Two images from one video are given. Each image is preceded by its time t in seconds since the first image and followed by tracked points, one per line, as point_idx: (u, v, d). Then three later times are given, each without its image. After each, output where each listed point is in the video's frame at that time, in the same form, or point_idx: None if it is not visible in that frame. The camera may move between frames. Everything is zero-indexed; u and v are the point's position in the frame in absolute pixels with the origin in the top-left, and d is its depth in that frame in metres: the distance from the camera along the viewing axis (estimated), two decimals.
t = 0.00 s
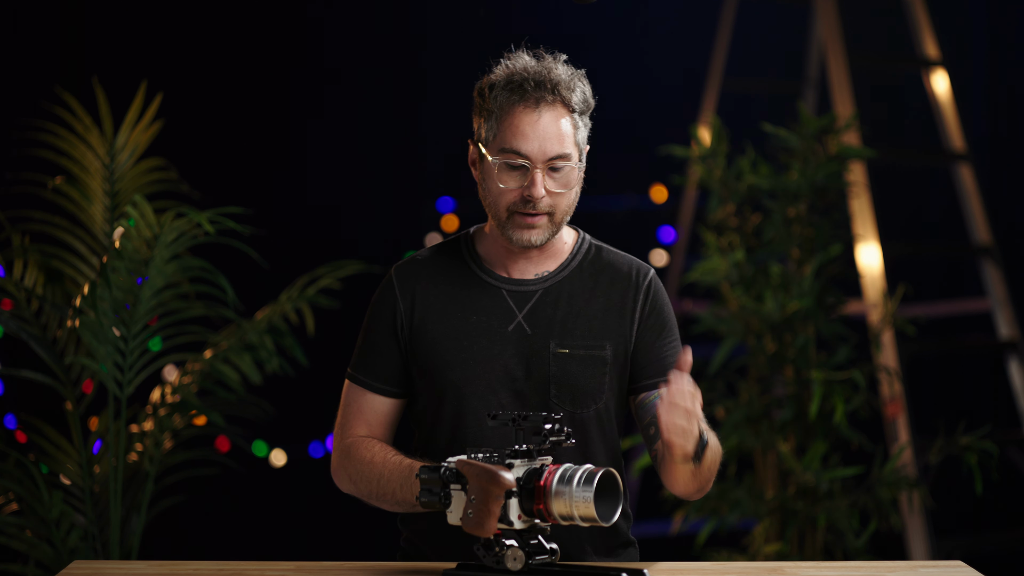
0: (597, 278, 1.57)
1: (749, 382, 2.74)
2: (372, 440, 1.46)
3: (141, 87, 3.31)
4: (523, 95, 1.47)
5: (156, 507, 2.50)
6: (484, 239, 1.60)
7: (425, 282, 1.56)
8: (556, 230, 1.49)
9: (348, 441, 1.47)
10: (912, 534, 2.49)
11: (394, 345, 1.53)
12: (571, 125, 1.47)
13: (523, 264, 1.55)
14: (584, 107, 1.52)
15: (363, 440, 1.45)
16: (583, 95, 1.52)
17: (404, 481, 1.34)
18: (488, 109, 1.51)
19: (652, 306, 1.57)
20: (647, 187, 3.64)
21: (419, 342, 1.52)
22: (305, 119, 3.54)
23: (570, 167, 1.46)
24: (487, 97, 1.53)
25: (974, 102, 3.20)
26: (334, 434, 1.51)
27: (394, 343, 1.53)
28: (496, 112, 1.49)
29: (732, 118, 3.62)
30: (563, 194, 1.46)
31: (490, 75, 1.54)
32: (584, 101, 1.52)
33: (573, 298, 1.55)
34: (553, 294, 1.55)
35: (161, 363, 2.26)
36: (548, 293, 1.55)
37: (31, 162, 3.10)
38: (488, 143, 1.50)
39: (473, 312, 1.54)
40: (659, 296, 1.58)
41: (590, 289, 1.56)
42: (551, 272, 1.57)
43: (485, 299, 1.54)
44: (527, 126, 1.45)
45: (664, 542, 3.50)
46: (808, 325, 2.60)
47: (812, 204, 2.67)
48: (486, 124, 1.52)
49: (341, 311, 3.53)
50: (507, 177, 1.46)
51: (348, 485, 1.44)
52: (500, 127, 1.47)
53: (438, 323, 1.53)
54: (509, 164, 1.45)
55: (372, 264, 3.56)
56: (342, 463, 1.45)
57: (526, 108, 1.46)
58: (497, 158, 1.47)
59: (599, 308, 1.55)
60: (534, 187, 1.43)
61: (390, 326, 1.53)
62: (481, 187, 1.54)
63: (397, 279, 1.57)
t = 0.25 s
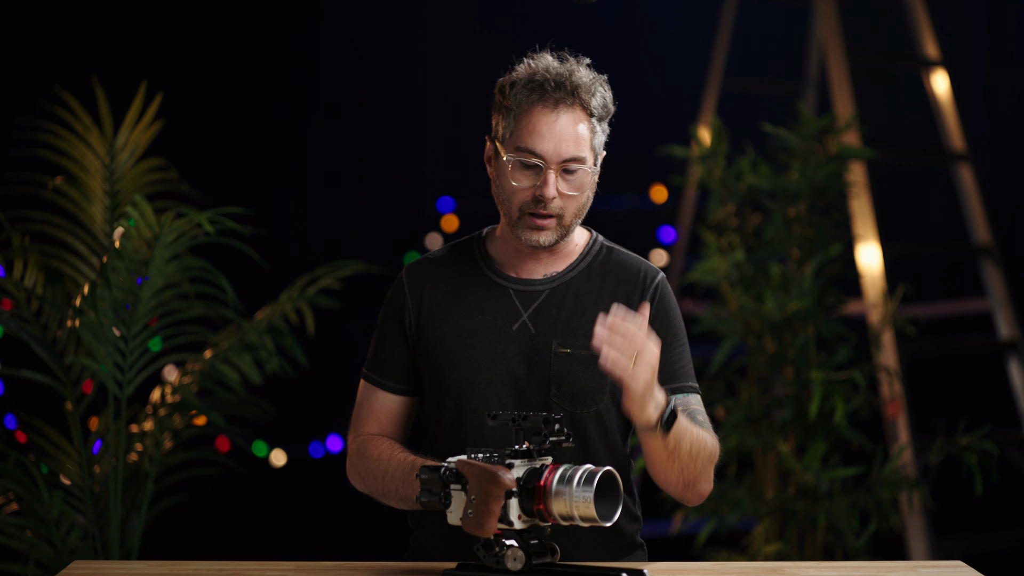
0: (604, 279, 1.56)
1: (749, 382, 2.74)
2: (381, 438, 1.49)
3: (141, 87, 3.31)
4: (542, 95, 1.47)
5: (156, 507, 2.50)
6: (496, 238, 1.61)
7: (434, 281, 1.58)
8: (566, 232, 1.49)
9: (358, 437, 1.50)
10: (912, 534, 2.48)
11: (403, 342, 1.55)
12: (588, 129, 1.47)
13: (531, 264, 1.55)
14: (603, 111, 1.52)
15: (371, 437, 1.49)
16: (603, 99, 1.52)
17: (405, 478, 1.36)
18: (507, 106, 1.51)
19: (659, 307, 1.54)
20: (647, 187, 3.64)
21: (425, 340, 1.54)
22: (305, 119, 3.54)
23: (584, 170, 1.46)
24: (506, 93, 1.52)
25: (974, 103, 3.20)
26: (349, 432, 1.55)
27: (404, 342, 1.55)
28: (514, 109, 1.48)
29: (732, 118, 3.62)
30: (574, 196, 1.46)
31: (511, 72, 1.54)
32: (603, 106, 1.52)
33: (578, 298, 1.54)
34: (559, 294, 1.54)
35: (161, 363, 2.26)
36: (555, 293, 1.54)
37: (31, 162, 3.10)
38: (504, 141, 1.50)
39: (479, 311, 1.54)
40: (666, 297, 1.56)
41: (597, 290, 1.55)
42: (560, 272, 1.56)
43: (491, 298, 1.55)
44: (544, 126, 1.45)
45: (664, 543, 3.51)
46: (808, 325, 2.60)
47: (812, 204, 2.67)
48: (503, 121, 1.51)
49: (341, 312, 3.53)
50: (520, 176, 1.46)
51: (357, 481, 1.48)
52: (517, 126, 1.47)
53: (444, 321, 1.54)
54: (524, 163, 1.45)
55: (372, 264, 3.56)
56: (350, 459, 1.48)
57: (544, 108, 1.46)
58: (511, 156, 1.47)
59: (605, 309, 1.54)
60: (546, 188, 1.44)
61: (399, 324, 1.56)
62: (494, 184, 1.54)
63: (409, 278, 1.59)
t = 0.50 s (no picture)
0: (613, 281, 1.55)
1: (749, 382, 2.74)
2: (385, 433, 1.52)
3: (141, 87, 3.31)
4: (558, 97, 1.46)
5: (156, 507, 2.50)
6: (508, 237, 1.61)
7: (444, 278, 1.59)
8: (576, 234, 1.49)
9: (364, 431, 1.53)
10: (912, 534, 2.48)
11: (410, 337, 1.57)
12: (602, 133, 1.47)
13: (541, 264, 1.55)
14: (619, 115, 1.51)
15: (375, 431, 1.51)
16: (619, 104, 1.51)
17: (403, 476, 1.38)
18: (522, 106, 1.50)
19: (667, 310, 1.53)
20: (647, 187, 3.64)
21: (432, 337, 1.55)
22: (305, 119, 3.54)
23: (596, 174, 1.46)
24: (521, 92, 1.52)
25: (974, 103, 3.20)
26: (358, 424, 1.58)
27: (411, 337, 1.57)
28: (529, 109, 1.48)
29: (732, 118, 3.62)
30: (585, 200, 1.47)
31: (528, 71, 1.53)
32: (619, 110, 1.52)
33: (585, 300, 1.54)
34: (566, 294, 1.54)
35: (161, 363, 2.26)
36: (562, 294, 1.54)
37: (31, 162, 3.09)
38: (518, 140, 1.50)
39: (485, 309, 1.54)
40: (676, 302, 1.54)
41: (605, 291, 1.54)
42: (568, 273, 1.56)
43: (499, 297, 1.55)
44: (557, 128, 1.45)
45: (665, 543, 3.51)
46: (808, 325, 2.60)
47: (812, 204, 2.67)
48: (517, 120, 1.51)
49: (341, 312, 3.53)
50: (532, 177, 1.47)
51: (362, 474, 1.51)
52: (531, 126, 1.47)
53: (452, 318, 1.55)
54: (536, 165, 1.46)
55: (372, 264, 3.56)
56: (355, 452, 1.51)
57: (559, 110, 1.46)
58: (524, 157, 1.47)
59: (612, 311, 1.53)
60: (556, 190, 1.44)
61: (408, 319, 1.58)
62: (507, 183, 1.55)
63: (420, 274, 1.60)
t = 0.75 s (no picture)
0: (616, 284, 1.56)
1: (749, 382, 2.75)
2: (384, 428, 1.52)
3: (141, 87, 3.31)
4: (571, 99, 1.46)
5: (156, 507, 2.50)
6: (512, 236, 1.61)
7: (448, 276, 1.58)
8: (582, 237, 1.49)
9: (364, 427, 1.53)
10: (912, 534, 2.48)
11: (411, 334, 1.56)
12: (614, 137, 1.47)
13: (544, 266, 1.56)
14: (631, 120, 1.52)
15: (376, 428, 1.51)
16: (632, 109, 1.52)
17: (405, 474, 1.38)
18: (535, 106, 1.50)
19: (670, 316, 1.54)
20: (647, 187, 3.64)
21: (435, 334, 1.54)
22: (305, 119, 3.54)
23: (606, 178, 1.46)
24: (534, 92, 1.52)
25: (974, 103, 3.20)
26: (356, 419, 1.57)
27: (412, 334, 1.57)
28: (542, 109, 1.48)
29: (732, 118, 3.62)
30: (593, 203, 1.47)
31: (544, 72, 1.53)
32: (632, 116, 1.52)
33: (588, 302, 1.54)
34: (569, 296, 1.54)
35: (161, 363, 2.26)
36: (565, 295, 1.54)
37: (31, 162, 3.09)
38: (529, 140, 1.50)
39: (488, 309, 1.54)
40: (679, 309, 1.55)
41: (608, 294, 1.55)
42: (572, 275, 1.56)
43: (503, 296, 1.55)
44: (570, 130, 1.45)
45: (664, 543, 3.51)
46: (808, 325, 2.60)
47: (812, 204, 2.67)
48: (529, 120, 1.51)
49: (341, 312, 3.53)
50: (541, 177, 1.47)
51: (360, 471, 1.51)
52: (543, 126, 1.47)
53: (455, 316, 1.54)
54: (546, 165, 1.46)
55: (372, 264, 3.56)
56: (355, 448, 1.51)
57: (572, 111, 1.46)
58: (535, 157, 1.47)
59: (615, 314, 1.54)
60: (565, 192, 1.44)
61: (410, 316, 1.57)
62: (516, 182, 1.55)
63: (425, 270, 1.60)
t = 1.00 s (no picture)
0: (611, 283, 1.56)
1: (749, 382, 2.75)
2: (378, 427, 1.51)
3: (141, 87, 3.31)
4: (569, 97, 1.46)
5: (156, 507, 2.50)
6: (506, 236, 1.61)
7: (443, 275, 1.57)
8: (578, 235, 1.50)
9: (357, 427, 1.51)
10: (912, 534, 2.48)
11: (406, 333, 1.55)
12: (611, 136, 1.47)
13: (540, 265, 1.55)
14: (627, 119, 1.52)
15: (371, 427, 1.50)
16: (629, 108, 1.52)
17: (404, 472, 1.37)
18: (532, 104, 1.50)
19: (665, 316, 1.55)
20: (647, 187, 3.64)
21: (430, 333, 1.54)
22: (304, 119, 3.54)
23: (603, 176, 1.46)
24: (531, 90, 1.52)
25: (974, 103, 3.20)
26: (347, 419, 1.56)
27: (406, 333, 1.56)
28: (539, 107, 1.48)
29: (732, 118, 3.62)
30: (590, 201, 1.47)
31: (540, 70, 1.53)
32: (629, 114, 1.52)
33: (584, 301, 1.54)
34: (566, 296, 1.54)
35: (161, 363, 2.26)
36: (561, 295, 1.54)
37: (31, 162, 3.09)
38: (525, 138, 1.50)
39: (484, 308, 1.54)
40: (673, 308, 1.56)
41: (603, 294, 1.55)
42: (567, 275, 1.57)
43: (498, 296, 1.55)
44: (567, 128, 1.45)
45: (664, 543, 3.50)
46: (808, 325, 2.60)
47: (812, 204, 2.67)
48: (525, 118, 1.50)
49: (341, 312, 3.53)
50: (538, 176, 1.46)
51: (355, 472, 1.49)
52: (540, 125, 1.47)
53: (450, 315, 1.54)
54: (543, 163, 1.46)
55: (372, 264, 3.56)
56: (349, 448, 1.49)
57: (570, 110, 1.46)
58: (532, 155, 1.47)
59: (611, 314, 1.54)
60: (562, 190, 1.44)
61: (404, 315, 1.56)
62: (511, 180, 1.54)
63: (419, 269, 1.59)
